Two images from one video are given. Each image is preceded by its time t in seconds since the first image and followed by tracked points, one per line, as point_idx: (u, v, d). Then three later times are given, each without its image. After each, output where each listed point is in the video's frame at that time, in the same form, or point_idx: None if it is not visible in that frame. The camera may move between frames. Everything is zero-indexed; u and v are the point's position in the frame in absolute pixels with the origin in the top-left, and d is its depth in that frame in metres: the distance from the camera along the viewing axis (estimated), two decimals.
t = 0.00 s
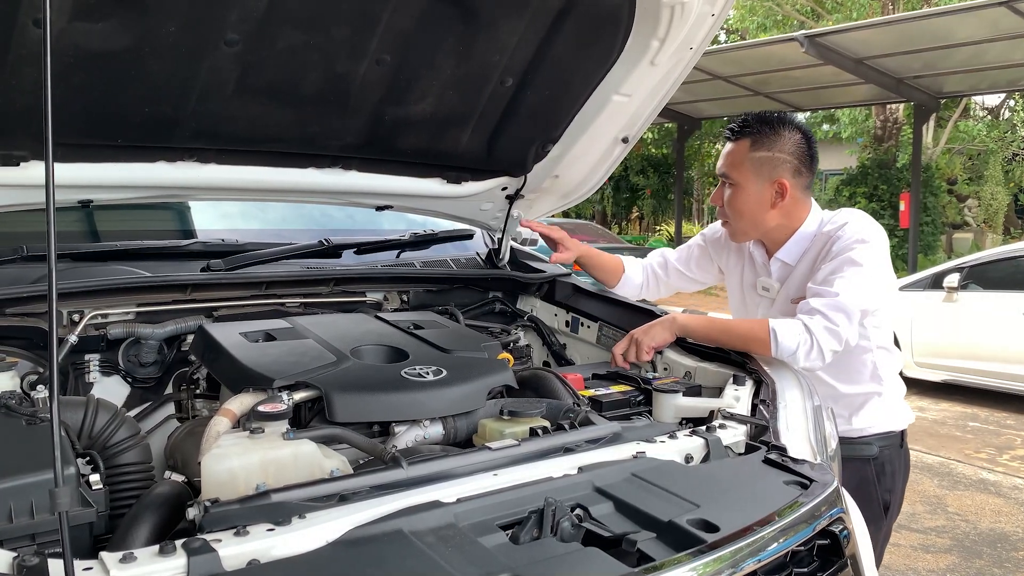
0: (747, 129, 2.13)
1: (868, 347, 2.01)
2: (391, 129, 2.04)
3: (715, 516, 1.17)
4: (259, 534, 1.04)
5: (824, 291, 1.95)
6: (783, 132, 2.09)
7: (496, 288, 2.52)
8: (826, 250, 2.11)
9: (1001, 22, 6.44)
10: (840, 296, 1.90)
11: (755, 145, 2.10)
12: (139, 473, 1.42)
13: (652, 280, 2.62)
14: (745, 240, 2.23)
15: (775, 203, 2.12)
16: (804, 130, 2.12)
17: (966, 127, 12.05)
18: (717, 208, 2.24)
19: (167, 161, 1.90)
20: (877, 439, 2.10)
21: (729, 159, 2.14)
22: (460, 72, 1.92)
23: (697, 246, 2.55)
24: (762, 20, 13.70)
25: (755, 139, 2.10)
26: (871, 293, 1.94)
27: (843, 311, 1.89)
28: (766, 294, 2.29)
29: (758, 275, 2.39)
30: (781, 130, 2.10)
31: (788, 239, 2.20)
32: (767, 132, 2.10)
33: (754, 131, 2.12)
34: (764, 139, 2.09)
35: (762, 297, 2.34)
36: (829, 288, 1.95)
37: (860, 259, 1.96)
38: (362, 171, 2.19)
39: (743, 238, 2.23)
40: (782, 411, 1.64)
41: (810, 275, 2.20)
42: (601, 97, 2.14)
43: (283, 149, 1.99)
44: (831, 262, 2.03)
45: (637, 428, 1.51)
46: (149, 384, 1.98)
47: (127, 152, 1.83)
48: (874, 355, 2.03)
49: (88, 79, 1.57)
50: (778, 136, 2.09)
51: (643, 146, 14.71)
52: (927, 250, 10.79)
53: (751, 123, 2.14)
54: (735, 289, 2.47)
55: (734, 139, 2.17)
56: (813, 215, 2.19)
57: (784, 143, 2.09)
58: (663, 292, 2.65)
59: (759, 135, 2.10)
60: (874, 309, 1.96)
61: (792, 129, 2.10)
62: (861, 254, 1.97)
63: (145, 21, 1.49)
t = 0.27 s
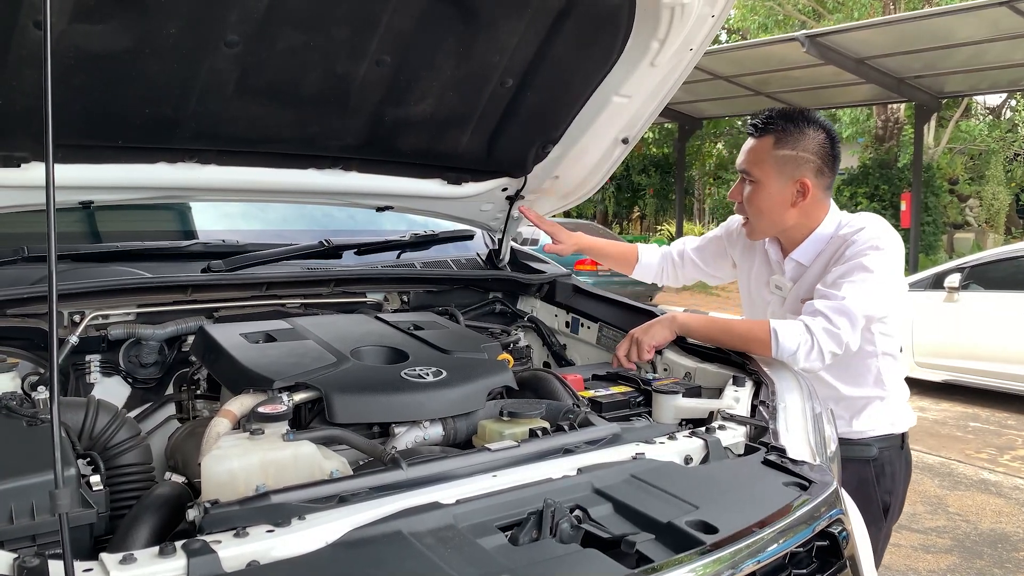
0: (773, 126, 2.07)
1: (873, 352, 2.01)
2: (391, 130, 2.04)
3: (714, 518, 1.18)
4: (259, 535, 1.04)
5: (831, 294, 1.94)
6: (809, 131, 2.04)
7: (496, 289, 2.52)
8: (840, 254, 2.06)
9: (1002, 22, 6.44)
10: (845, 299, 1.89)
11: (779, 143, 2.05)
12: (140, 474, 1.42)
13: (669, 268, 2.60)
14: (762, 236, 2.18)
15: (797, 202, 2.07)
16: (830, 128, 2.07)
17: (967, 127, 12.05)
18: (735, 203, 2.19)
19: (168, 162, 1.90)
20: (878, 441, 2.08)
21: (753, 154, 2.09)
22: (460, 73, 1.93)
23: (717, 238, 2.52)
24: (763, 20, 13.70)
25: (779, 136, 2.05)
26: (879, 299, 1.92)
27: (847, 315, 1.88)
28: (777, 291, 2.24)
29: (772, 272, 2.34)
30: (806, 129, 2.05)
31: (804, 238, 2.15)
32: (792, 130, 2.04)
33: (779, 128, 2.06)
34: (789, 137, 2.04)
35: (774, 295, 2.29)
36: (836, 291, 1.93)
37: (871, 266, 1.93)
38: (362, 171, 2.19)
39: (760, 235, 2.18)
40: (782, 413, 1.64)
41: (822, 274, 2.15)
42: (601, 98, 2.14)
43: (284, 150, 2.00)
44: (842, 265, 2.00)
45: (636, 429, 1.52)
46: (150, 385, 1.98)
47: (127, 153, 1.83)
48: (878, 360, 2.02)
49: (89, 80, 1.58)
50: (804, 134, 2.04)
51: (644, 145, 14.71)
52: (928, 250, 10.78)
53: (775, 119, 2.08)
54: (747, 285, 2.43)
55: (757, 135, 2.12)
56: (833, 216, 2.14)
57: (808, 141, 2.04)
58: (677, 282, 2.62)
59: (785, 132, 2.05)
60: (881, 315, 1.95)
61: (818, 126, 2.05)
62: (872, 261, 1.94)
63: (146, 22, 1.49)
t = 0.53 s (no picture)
0: (817, 119, 1.92)
1: (878, 356, 2.00)
2: (394, 131, 2.04)
3: (716, 520, 1.18)
4: (262, 537, 1.04)
5: (836, 296, 1.92)
6: (850, 127, 1.94)
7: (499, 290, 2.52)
8: (849, 256, 2.02)
9: (1005, 22, 6.43)
10: (850, 302, 1.87)
11: (827, 138, 1.91)
12: (143, 475, 1.42)
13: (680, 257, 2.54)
14: (787, 235, 2.03)
15: (836, 200, 1.98)
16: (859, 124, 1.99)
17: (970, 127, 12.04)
18: (764, 199, 1.99)
19: (171, 163, 1.90)
20: (880, 442, 2.07)
21: (800, 149, 1.91)
22: (463, 75, 1.93)
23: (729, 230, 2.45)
24: (765, 20, 13.70)
25: (826, 131, 1.91)
26: (887, 304, 1.89)
27: (852, 318, 1.86)
28: (787, 290, 2.17)
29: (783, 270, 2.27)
30: (846, 124, 1.94)
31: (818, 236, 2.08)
32: (837, 124, 1.92)
33: (825, 122, 1.92)
34: (837, 132, 1.92)
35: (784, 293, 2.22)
36: (842, 294, 1.91)
37: (880, 270, 1.89)
38: (364, 173, 2.19)
39: (786, 233, 2.03)
40: (784, 415, 1.64)
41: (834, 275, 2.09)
42: (603, 98, 2.14)
43: (287, 151, 2.00)
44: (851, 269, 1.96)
45: (638, 431, 1.51)
46: (153, 385, 1.96)
47: (130, 155, 1.83)
48: (881, 363, 2.01)
49: (92, 83, 1.58)
50: (847, 131, 1.93)
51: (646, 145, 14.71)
52: (930, 250, 10.77)
53: (814, 112, 1.94)
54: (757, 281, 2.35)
55: (793, 127, 1.95)
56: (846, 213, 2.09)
57: (849, 137, 1.94)
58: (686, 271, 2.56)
59: (833, 127, 1.91)
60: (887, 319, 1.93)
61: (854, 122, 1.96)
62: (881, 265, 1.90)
63: (149, 24, 1.49)
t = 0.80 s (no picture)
0: (824, 118, 1.89)
1: (881, 359, 1.99)
2: (394, 133, 2.02)
3: (718, 528, 1.17)
4: (261, 546, 1.03)
5: (839, 299, 1.91)
6: (858, 126, 1.91)
7: (500, 293, 2.51)
8: (853, 258, 2.00)
9: (1007, 21, 6.41)
10: (853, 305, 1.86)
11: (834, 137, 1.88)
12: (141, 481, 1.41)
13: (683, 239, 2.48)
14: (794, 235, 2.00)
15: (844, 200, 1.94)
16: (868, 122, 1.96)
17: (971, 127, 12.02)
18: (770, 198, 1.97)
19: (170, 166, 1.89)
20: (881, 445, 2.06)
21: (807, 148, 1.88)
22: (464, 78, 1.92)
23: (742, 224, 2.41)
24: (766, 19, 13.68)
25: (833, 130, 1.88)
26: (890, 307, 1.89)
27: (855, 321, 1.85)
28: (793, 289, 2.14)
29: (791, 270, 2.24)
30: (854, 123, 1.91)
31: (826, 236, 2.06)
32: (845, 123, 1.89)
33: (832, 121, 1.89)
34: (845, 131, 1.88)
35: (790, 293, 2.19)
36: (845, 297, 1.90)
37: (883, 272, 1.88)
38: (364, 176, 2.18)
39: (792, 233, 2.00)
40: (787, 419, 1.63)
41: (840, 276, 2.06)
42: (604, 100, 2.13)
43: (287, 155, 1.99)
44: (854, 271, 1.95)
45: (640, 437, 1.51)
46: (153, 389, 1.95)
47: (129, 158, 1.82)
48: (884, 367, 2.00)
49: (91, 86, 1.57)
50: (855, 130, 1.90)
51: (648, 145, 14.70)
52: (931, 250, 10.76)
53: (821, 111, 1.91)
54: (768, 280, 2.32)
55: (800, 126, 1.92)
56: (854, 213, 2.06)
57: (856, 137, 1.91)
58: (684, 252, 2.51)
59: (841, 126, 1.88)
60: (891, 321, 1.91)
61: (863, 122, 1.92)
62: (884, 268, 1.89)
63: (148, 27, 1.49)
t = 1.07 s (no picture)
0: (828, 127, 1.87)
1: (879, 365, 1.96)
2: (387, 140, 2.01)
3: (708, 544, 1.15)
4: (242, 565, 1.02)
5: (837, 307, 1.88)
6: (860, 135, 1.89)
7: (495, 298, 2.49)
8: (853, 266, 1.97)
9: (1008, 21, 6.39)
10: (850, 314, 1.83)
11: (838, 146, 1.86)
12: (127, 493, 1.40)
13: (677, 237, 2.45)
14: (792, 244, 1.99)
15: (844, 209, 1.93)
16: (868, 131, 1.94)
17: (973, 127, 11.99)
18: (771, 208, 1.94)
19: (160, 172, 1.87)
20: (878, 451, 2.02)
21: (811, 158, 1.85)
22: (456, 84, 1.90)
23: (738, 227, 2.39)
24: (767, 19, 13.65)
25: (837, 140, 1.86)
26: (888, 315, 1.85)
27: (852, 329, 1.82)
28: (790, 297, 2.11)
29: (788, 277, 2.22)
30: (856, 132, 1.89)
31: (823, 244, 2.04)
32: (848, 132, 1.87)
33: (835, 130, 1.86)
34: (848, 141, 1.86)
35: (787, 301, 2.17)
36: (843, 305, 1.88)
37: (881, 280, 1.86)
38: (357, 182, 2.16)
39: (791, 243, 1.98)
40: (782, 430, 1.61)
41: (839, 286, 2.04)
42: (599, 106, 2.12)
43: (278, 161, 1.97)
44: (853, 278, 1.93)
45: (632, 448, 1.49)
46: (143, 398, 1.94)
47: (117, 166, 1.81)
48: (882, 374, 1.97)
49: (78, 94, 1.55)
50: (857, 139, 1.88)
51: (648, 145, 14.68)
52: (932, 251, 10.73)
53: (824, 119, 1.88)
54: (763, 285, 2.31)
55: (802, 135, 1.89)
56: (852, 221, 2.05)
57: (859, 147, 1.89)
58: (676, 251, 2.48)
59: (845, 135, 1.86)
60: (889, 329, 1.89)
61: (864, 132, 1.91)
62: (882, 276, 1.86)
63: (135, 34, 1.47)
